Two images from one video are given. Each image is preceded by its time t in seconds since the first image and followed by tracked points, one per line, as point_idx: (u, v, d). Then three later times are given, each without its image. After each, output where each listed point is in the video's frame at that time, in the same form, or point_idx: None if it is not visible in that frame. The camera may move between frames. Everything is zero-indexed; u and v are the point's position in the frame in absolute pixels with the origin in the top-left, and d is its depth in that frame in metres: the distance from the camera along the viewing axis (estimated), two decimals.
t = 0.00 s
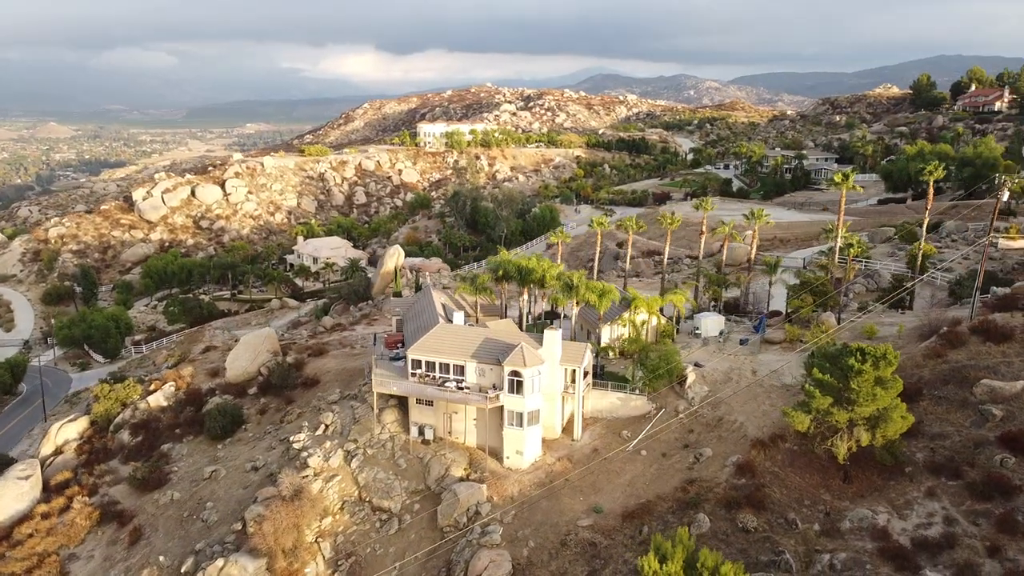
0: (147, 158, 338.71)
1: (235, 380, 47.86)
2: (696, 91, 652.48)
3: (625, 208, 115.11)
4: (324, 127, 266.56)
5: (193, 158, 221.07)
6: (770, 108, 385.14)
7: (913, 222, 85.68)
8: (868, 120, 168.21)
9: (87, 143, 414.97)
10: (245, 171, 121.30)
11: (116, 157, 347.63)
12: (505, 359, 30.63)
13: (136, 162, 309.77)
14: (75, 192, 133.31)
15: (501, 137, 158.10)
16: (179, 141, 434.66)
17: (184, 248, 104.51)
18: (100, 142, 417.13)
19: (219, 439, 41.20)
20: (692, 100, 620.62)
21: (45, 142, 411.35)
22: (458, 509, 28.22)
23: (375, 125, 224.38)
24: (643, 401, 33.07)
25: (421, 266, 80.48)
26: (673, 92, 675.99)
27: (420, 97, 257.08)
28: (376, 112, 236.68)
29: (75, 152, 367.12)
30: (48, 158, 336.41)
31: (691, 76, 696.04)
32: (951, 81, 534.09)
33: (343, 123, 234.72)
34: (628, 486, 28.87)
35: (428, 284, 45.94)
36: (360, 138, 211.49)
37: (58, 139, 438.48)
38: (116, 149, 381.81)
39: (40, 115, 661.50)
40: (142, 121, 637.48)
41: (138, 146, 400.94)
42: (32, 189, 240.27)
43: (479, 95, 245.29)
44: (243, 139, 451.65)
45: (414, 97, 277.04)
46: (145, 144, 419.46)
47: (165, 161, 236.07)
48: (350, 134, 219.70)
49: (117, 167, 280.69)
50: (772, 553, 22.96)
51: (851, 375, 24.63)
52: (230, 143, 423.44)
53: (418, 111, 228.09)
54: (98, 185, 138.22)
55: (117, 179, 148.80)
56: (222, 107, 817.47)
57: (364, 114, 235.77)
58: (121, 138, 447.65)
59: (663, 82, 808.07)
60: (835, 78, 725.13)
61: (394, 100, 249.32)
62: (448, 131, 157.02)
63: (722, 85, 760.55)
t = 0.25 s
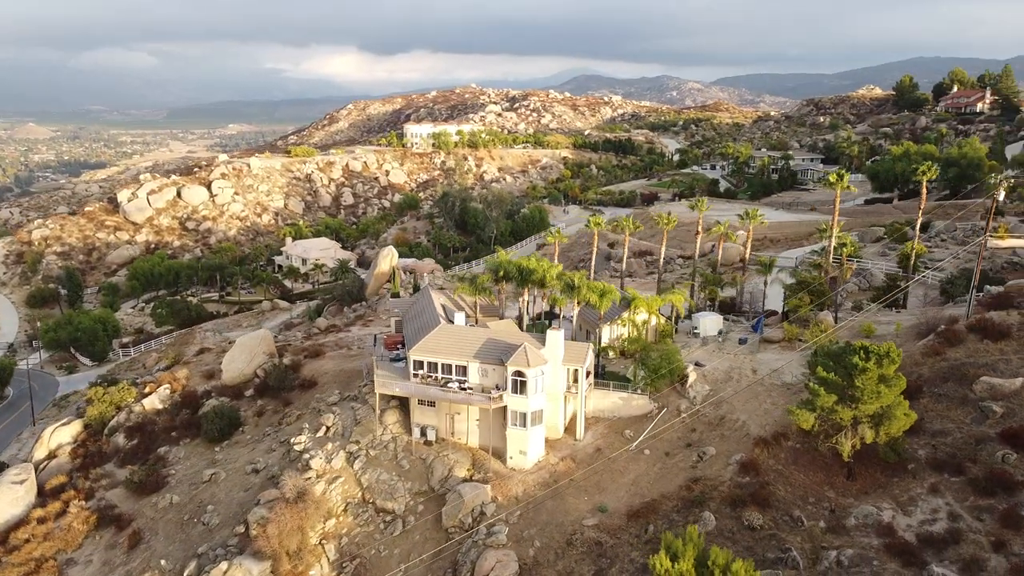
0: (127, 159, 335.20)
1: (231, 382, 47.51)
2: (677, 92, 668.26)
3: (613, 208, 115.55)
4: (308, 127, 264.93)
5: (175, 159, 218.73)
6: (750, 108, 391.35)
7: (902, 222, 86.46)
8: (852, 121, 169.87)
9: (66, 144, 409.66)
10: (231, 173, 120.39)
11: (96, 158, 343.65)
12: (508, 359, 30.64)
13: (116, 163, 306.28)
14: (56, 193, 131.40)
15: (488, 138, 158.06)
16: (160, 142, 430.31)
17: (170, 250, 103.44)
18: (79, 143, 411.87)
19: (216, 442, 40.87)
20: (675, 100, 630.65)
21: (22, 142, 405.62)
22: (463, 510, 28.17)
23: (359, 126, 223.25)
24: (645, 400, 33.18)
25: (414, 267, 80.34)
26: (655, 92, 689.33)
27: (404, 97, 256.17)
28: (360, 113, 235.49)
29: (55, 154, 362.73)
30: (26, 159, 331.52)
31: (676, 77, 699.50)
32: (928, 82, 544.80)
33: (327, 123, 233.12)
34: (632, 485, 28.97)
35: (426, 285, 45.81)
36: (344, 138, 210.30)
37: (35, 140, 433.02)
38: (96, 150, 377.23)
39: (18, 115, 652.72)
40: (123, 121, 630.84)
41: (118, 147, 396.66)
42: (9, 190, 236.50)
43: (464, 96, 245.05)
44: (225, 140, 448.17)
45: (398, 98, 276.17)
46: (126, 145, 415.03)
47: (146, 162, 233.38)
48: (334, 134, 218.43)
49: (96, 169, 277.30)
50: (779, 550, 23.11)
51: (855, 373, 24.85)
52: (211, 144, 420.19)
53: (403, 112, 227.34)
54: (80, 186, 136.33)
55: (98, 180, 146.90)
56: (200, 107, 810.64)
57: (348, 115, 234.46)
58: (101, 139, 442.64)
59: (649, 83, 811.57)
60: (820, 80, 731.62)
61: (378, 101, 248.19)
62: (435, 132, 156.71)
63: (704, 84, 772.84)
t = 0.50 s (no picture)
0: (109, 160, 332.02)
1: (227, 384, 47.21)
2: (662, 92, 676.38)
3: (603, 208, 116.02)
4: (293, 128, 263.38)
5: (157, 160, 216.59)
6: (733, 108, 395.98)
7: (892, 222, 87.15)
8: (838, 122, 171.23)
9: (47, 144, 405.05)
10: (219, 173, 119.49)
11: (77, 159, 340.30)
12: (511, 359, 30.65)
13: (97, 164, 303.13)
14: (39, 194, 129.67)
15: (476, 139, 157.99)
16: (142, 142, 426.68)
17: (158, 251, 102.46)
18: (61, 143, 407.23)
19: (214, 444, 40.62)
20: (659, 100, 637.70)
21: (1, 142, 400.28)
22: (467, 510, 28.13)
23: (345, 126, 222.24)
24: (646, 400, 33.28)
25: (408, 268, 80.16)
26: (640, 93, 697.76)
27: (390, 97, 255.52)
28: (346, 113, 234.36)
29: (35, 154, 358.51)
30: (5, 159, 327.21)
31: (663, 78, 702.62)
32: (909, 83, 553.54)
33: (313, 123, 231.80)
34: (635, 485, 29.05)
35: (424, 285, 45.71)
36: (330, 139, 209.27)
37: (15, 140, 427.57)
38: (78, 151, 372.94)
39: None
40: (106, 122, 624.74)
41: (100, 148, 392.91)
42: None
43: (450, 97, 244.79)
44: (209, 140, 445.07)
45: (384, 98, 275.21)
46: (108, 145, 410.98)
47: (128, 163, 231.05)
48: (320, 134, 217.24)
49: (76, 169, 274.19)
50: (784, 548, 23.29)
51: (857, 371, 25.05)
52: (195, 144, 417.08)
53: (389, 112, 226.67)
54: (63, 187, 134.63)
55: (81, 181, 145.22)
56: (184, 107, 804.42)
57: (334, 115, 233.11)
58: (82, 140, 438.08)
59: (636, 83, 814.55)
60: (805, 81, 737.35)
61: (365, 101, 247.32)
62: (423, 133, 156.48)
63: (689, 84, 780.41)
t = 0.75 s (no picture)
0: (92, 161, 328.98)
1: (225, 386, 46.92)
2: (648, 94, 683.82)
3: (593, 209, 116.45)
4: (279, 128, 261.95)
5: (142, 161, 214.69)
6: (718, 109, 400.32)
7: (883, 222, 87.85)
8: (825, 122, 172.59)
9: (30, 145, 400.62)
10: (207, 174, 118.71)
11: (60, 160, 336.89)
12: (514, 360, 30.69)
13: (79, 165, 300.25)
14: (23, 195, 128.16)
15: (466, 139, 157.94)
16: (126, 143, 423.26)
17: (147, 253, 101.58)
18: (43, 144, 402.88)
19: (212, 447, 40.38)
20: (644, 102, 645.25)
21: None
22: (472, 511, 28.08)
23: (332, 127, 221.24)
24: (648, 399, 33.37)
25: (402, 269, 80.01)
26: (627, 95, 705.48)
27: (378, 98, 254.79)
28: (333, 114, 233.21)
29: (17, 155, 354.50)
30: None
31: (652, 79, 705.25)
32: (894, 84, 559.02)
33: (300, 124, 230.56)
34: (639, 484, 29.12)
35: (422, 286, 45.67)
36: (317, 140, 208.36)
37: None
38: (60, 152, 368.87)
39: None
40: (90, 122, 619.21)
41: (83, 149, 389.39)
42: None
43: (438, 98, 244.53)
44: (194, 141, 442.27)
45: (372, 99, 274.35)
46: (91, 146, 407.48)
47: (112, 164, 228.89)
48: (307, 135, 216.21)
49: (58, 170, 271.29)
50: (789, 546, 23.43)
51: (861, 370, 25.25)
52: (179, 145, 414.23)
53: (377, 113, 226.04)
54: (48, 188, 133.13)
55: (66, 182, 143.62)
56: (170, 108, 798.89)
57: (321, 116, 231.83)
58: (65, 140, 433.78)
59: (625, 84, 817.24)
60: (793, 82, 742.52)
61: (352, 102, 246.48)
62: (413, 134, 156.29)
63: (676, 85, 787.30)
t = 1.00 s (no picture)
0: (72, 162, 325.19)
1: (221, 389, 46.57)
2: (633, 95, 690.80)
3: (582, 210, 116.98)
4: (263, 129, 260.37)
5: (124, 162, 212.45)
6: (701, 110, 404.65)
7: (872, 222, 88.75)
8: (810, 123, 174.13)
9: (10, 147, 395.65)
10: (194, 176, 117.84)
11: (39, 162, 333.02)
12: (517, 361, 30.69)
13: (59, 167, 296.70)
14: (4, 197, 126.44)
15: (453, 140, 157.83)
16: (107, 145, 419.02)
17: (133, 255, 100.59)
18: (23, 146, 397.79)
19: (210, 450, 40.08)
20: (627, 104, 653.64)
21: None
22: (477, 513, 28.03)
23: (317, 128, 220.10)
24: (649, 400, 33.46)
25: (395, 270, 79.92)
26: (611, 98, 713.40)
27: (363, 99, 253.92)
28: (318, 115, 231.92)
29: None
30: None
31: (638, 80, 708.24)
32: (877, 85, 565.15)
33: (284, 125, 228.95)
34: (643, 484, 29.22)
35: (421, 287, 45.56)
36: (302, 141, 207.30)
37: None
38: (39, 153, 364.47)
39: None
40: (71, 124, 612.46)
41: (63, 150, 384.92)
42: None
43: (423, 99, 244.15)
44: (176, 143, 438.90)
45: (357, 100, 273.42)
46: (72, 148, 403.14)
47: (93, 166, 226.35)
48: (292, 136, 214.98)
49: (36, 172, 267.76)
50: (795, 544, 23.59)
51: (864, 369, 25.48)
52: (162, 147, 410.68)
53: (362, 114, 225.24)
54: (30, 190, 131.36)
55: (48, 184, 141.76)
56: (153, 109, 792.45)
57: (306, 117, 230.40)
58: (44, 141, 428.57)
59: (611, 86, 820.08)
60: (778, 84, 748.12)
61: (337, 103, 245.46)
62: (401, 135, 156.00)
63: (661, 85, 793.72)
